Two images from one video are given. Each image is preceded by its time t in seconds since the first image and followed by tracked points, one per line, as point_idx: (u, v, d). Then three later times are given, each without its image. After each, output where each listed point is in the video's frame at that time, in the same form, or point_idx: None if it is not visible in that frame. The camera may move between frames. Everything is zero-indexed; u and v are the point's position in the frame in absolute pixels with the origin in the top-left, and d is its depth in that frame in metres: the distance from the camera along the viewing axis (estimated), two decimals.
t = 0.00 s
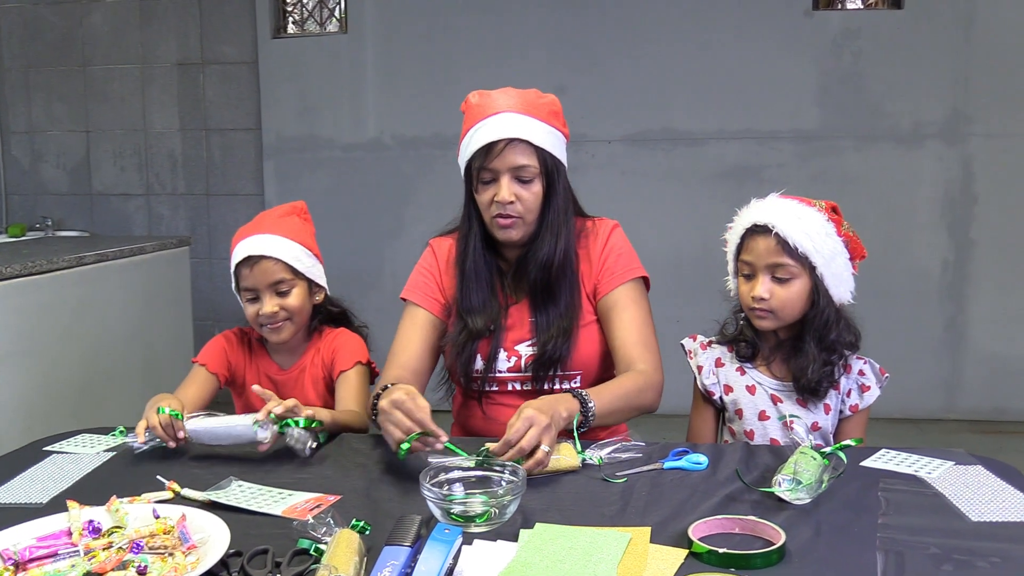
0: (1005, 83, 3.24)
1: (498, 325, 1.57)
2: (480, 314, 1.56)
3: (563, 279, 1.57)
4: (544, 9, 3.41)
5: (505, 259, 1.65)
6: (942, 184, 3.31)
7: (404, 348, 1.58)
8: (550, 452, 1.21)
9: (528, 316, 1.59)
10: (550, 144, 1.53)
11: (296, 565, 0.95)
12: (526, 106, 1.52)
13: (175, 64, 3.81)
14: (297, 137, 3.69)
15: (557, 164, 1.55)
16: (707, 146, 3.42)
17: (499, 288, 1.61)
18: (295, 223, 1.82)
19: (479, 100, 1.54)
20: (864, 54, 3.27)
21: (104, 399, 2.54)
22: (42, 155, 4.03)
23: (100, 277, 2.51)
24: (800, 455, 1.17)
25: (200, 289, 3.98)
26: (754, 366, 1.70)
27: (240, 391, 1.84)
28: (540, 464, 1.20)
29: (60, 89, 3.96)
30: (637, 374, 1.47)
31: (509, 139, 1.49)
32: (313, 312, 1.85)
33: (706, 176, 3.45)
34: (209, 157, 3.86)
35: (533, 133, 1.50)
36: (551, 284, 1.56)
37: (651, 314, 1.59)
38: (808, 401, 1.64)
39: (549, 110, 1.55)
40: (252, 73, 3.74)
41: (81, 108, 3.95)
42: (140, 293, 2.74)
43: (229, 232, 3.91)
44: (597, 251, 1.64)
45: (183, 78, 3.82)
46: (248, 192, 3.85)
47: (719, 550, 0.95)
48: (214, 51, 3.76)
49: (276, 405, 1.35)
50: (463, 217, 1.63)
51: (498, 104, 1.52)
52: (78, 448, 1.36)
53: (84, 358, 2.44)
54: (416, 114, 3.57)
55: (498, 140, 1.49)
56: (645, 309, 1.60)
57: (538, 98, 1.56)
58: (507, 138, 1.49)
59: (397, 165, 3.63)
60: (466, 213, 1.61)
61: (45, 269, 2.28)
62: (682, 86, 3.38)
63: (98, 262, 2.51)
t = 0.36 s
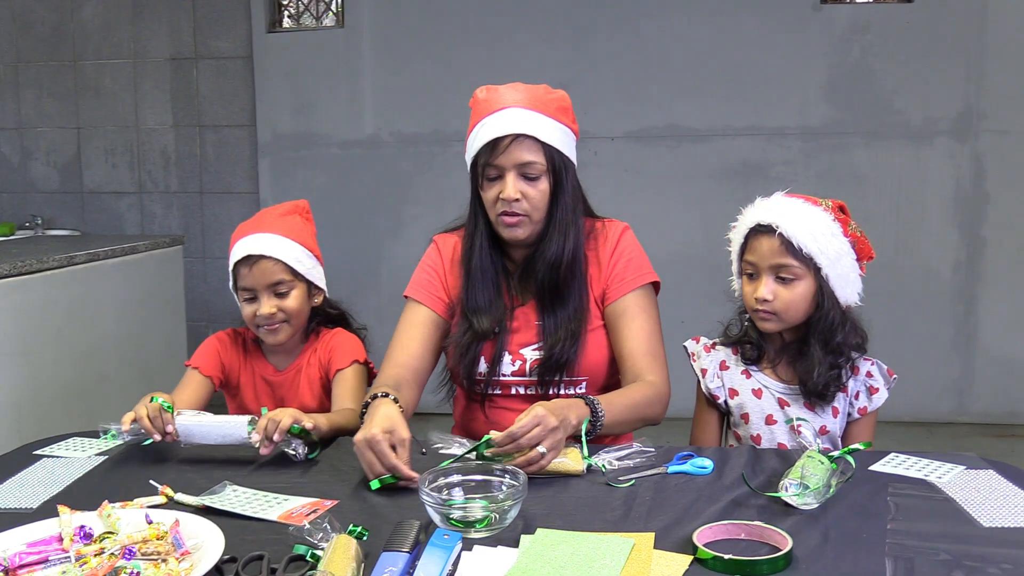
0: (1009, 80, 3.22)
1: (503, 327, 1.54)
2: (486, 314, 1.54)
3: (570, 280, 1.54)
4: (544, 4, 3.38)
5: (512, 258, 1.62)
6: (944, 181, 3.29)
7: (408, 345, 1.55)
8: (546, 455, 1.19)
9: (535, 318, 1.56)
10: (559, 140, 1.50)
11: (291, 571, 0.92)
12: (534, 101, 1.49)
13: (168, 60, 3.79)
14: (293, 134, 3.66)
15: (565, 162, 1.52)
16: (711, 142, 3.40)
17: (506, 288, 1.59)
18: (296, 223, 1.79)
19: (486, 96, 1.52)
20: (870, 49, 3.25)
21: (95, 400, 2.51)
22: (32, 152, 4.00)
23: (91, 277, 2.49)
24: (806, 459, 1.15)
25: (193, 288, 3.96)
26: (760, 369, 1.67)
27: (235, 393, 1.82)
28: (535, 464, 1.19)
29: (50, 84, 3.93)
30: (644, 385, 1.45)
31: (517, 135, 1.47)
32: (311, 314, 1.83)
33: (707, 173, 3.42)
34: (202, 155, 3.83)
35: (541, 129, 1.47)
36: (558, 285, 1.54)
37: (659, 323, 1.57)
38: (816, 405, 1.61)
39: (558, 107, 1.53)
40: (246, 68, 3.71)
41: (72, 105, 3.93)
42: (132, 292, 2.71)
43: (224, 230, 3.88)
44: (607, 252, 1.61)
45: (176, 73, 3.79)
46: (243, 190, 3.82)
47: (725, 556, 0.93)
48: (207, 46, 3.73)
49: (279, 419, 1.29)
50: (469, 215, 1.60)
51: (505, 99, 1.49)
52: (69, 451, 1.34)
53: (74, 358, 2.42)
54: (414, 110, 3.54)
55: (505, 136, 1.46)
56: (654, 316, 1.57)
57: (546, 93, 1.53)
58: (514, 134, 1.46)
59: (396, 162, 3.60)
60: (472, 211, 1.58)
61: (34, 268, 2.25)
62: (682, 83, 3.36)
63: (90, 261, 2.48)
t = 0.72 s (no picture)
0: (1009, 80, 3.22)
1: (504, 328, 1.54)
2: (487, 315, 1.54)
3: (571, 280, 1.54)
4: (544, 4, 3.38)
5: (512, 259, 1.62)
6: (944, 181, 3.29)
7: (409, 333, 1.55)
8: (542, 453, 1.18)
9: (536, 318, 1.56)
10: (557, 140, 1.50)
11: (290, 571, 0.92)
12: (532, 101, 1.49)
13: (167, 59, 3.78)
14: (292, 134, 3.66)
15: (564, 162, 1.52)
16: (711, 142, 3.40)
17: (506, 289, 1.59)
18: (297, 222, 1.79)
19: (483, 96, 1.52)
20: (871, 48, 3.24)
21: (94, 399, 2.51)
22: (30, 151, 4.00)
23: (89, 276, 2.49)
24: (806, 458, 1.15)
25: (192, 288, 3.95)
26: (758, 368, 1.67)
27: (235, 392, 1.82)
28: (532, 464, 1.18)
29: (49, 83, 3.92)
30: (643, 385, 1.45)
31: (515, 135, 1.47)
32: (311, 313, 1.83)
33: (707, 173, 3.42)
34: (201, 154, 3.83)
35: (540, 129, 1.47)
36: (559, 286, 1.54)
37: (660, 323, 1.57)
38: (814, 404, 1.61)
39: (556, 106, 1.53)
40: (245, 68, 3.71)
41: (70, 104, 3.92)
42: (130, 292, 2.71)
43: (222, 230, 3.88)
44: (608, 252, 1.61)
45: (175, 72, 3.79)
46: (241, 189, 3.82)
47: (724, 556, 0.93)
48: (207, 45, 3.73)
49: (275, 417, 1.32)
50: (469, 216, 1.60)
51: (503, 99, 1.49)
52: (68, 451, 1.34)
53: (73, 357, 2.42)
54: (414, 110, 3.54)
55: (503, 136, 1.46)
56: (654, 316, 1.57)
57: (544, 93, 1.53)
58: (512, 134, 1.46)
59: (395, 162, 3.60)
60: (471, 212, 1.58)
61: (33, 268, 2.25)
62: (682, 82, 3.35)
63: (88, 261, 2.48)
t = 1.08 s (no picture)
0: (1008, 80, 3.22)
1: (505, 328, 1.54)
2: (487, 314, 1.54)
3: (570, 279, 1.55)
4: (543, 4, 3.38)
5: (511, 259, 1.62)
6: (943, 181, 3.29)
7: (407, 323, 1.53)
8: (546, 449, 1.18)
9: (536, 318, 1.56)
10: (554, 138, 1.50)
11: (288, 571, 0.92)
12: (529, 100, 1.49)
13: (165, 59, 3.79)
14: (290, 133, 3.66)
15: (562, 160, 1.52)
16: (709, 142, 3.40)
17: (505, 289, 1.59)
18: (295, 222, 1.79)
19: (480, 96, 1.52)
20: (869, 48, 3.25)
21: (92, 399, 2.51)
22: (28, 151, 4.00)
23: (88, 276, 2.48)
24: (804, 458, 1.15)
25: (190, 288, 3.95)
26: (754, 367, 1.67)
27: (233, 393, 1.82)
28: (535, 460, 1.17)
29: (47, 83, 3.92)
30: (640, 385, 1.45)
31: (512, 134, 1.47)
32: (308, 313, 1.83)
33: (706, 173, 3.42)
34: (200, 154, 3.83)
35: (538, 128, 1.47)
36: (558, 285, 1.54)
37: (657, 323, 1.57)
38: (810, 404, 1.61)
39: (552, 105, 1.53)
40: (243, 68, 3.71)
41: (68, 104, 3.92)
42: (128, 291, 2.71)
43: (221, 230, 3.88)
44: (606, 250, 1.62)
45: (173, 72, 3.79)
46: (239, 189, 3.82)
47: (722, 556, 0.93)
48: (205, 45, 3.73)
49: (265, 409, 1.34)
50: (467, 216, 1.60)
51: (500, 99, 1.49)
52: (66, 451, 1.34)
53: (71, 357, 2.42)
54: (413, 110, 3.54)
55: (501, 135, 1.46)
56: (652, 317, 1.57)
57: (540, 92, 1.53)
58: (510, 134, 1.46)
59: (394, 162, 3.60)
60: (470, 212, 1.58)
61: (32, 268, 2.25)
62: (681, 82, 3.36)
63: (87, 261, 2.48)
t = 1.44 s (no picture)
0: (1008, 79, 3.22)
1: (506, 327, 1.54)
2: (489, 313, 1.54)
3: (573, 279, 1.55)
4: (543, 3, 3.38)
5: (514, 258, 1.62)
6: (943, 180, 3.29)
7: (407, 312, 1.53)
8: (548, 453, 1.18)
9: (537, 317, 1.56)
10: (557, 139, 1.50)
11: (288, 570, 0.92)
12: (533, 101, 1.49)
13: (165, 58, 3.78)
14: (290, 133, 3.66)
15: (565, 160, 1.52)
16: (709, 141, 3.40)
17: (507, 288, 1.59)
18: (297, 220, 1.79)
19: (484, 95, 1.52)
20: (870, 47, 3.25)
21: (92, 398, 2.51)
22: (28, 151, 4.00)
23: (88, 275, 2.49)
24: (804, 458, 1.15)
25: (191, 287, 3.95)
26: (753, 367, 1.67)
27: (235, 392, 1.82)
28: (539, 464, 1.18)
29: (47, 83, 3.92)
30: (641, 386, 1.45)
31: (516, 135, 1.47)
32: (309, 311, 1.82)
33: (706, 172, 3.42)
34: (200, 153, 3.83)
35: (541, 129, 1.47)
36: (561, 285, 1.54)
37: (659, 324, 1.57)
38: (808, 403, 1.61)
39: (556, 105, 1.53)
40: (243, 67, 3.71)
41: (68, 103, 3.92)
42: (128, 291, 2.71)
43: (220, 229, 3.88)
44: (609, 251, 1.62)
45: (173, 71, 3.79)
46: (239, 189, 3.82)
47: (722, 555, 0.93)
48: (205, 45, 3.73)
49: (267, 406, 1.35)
50: (471, 215, 1.60)
51: (504, 99, 1.49)
52: (66, 450, 1.34)
53: (71, 356, 2.42)
54: (413, 110, 3.54)
55: (505, 136, 1.46)
56: (653, 317, 1.57)
57: (544, 92, 1.53)
58: (513, 134, 1.46)
59: (394, 161, 3.60)
60: (473, 211, 1.58)
61: (32, 267, 2.25)
62: (681, 82, 3.36)
63: (87, 260, 2.48)
